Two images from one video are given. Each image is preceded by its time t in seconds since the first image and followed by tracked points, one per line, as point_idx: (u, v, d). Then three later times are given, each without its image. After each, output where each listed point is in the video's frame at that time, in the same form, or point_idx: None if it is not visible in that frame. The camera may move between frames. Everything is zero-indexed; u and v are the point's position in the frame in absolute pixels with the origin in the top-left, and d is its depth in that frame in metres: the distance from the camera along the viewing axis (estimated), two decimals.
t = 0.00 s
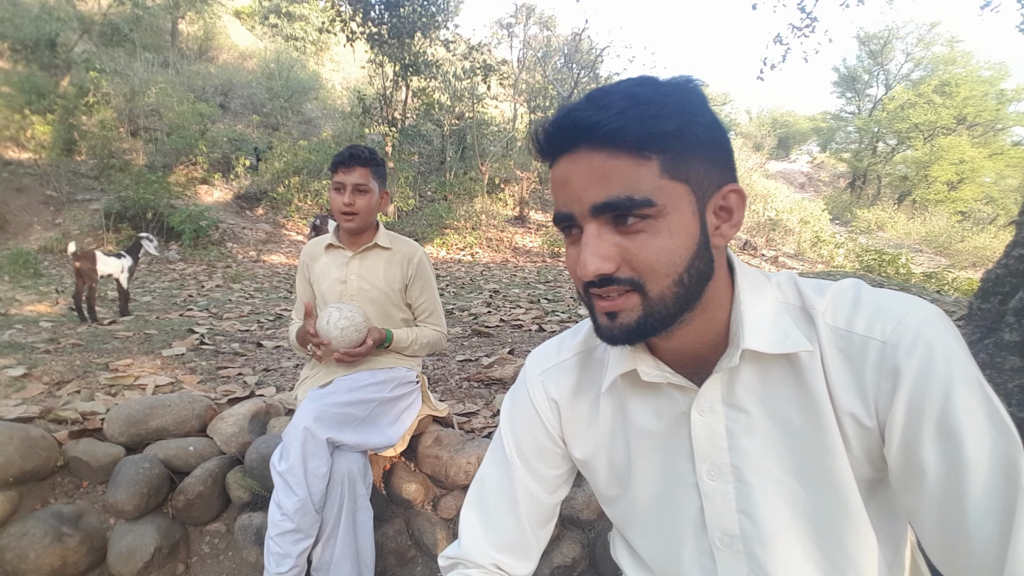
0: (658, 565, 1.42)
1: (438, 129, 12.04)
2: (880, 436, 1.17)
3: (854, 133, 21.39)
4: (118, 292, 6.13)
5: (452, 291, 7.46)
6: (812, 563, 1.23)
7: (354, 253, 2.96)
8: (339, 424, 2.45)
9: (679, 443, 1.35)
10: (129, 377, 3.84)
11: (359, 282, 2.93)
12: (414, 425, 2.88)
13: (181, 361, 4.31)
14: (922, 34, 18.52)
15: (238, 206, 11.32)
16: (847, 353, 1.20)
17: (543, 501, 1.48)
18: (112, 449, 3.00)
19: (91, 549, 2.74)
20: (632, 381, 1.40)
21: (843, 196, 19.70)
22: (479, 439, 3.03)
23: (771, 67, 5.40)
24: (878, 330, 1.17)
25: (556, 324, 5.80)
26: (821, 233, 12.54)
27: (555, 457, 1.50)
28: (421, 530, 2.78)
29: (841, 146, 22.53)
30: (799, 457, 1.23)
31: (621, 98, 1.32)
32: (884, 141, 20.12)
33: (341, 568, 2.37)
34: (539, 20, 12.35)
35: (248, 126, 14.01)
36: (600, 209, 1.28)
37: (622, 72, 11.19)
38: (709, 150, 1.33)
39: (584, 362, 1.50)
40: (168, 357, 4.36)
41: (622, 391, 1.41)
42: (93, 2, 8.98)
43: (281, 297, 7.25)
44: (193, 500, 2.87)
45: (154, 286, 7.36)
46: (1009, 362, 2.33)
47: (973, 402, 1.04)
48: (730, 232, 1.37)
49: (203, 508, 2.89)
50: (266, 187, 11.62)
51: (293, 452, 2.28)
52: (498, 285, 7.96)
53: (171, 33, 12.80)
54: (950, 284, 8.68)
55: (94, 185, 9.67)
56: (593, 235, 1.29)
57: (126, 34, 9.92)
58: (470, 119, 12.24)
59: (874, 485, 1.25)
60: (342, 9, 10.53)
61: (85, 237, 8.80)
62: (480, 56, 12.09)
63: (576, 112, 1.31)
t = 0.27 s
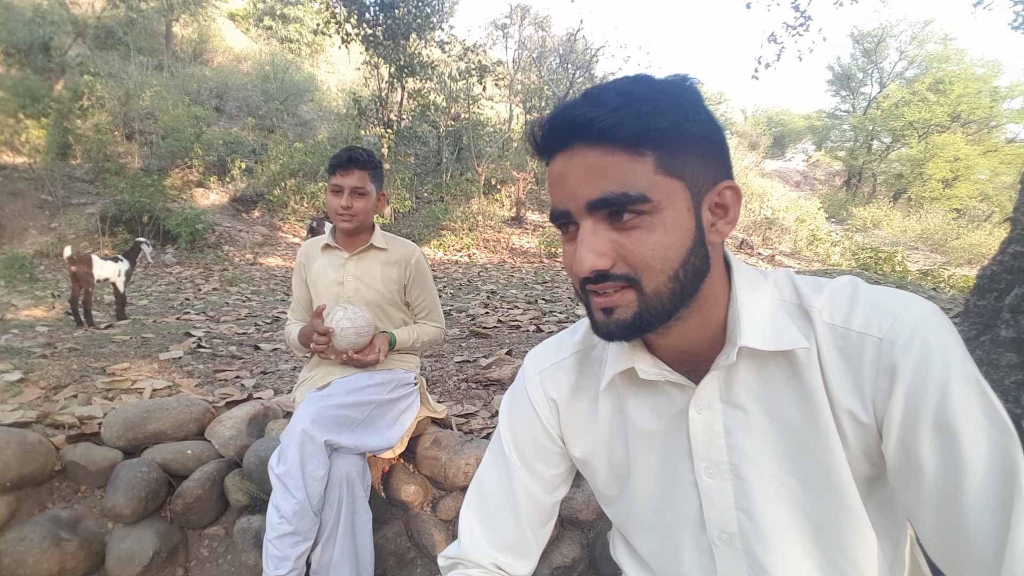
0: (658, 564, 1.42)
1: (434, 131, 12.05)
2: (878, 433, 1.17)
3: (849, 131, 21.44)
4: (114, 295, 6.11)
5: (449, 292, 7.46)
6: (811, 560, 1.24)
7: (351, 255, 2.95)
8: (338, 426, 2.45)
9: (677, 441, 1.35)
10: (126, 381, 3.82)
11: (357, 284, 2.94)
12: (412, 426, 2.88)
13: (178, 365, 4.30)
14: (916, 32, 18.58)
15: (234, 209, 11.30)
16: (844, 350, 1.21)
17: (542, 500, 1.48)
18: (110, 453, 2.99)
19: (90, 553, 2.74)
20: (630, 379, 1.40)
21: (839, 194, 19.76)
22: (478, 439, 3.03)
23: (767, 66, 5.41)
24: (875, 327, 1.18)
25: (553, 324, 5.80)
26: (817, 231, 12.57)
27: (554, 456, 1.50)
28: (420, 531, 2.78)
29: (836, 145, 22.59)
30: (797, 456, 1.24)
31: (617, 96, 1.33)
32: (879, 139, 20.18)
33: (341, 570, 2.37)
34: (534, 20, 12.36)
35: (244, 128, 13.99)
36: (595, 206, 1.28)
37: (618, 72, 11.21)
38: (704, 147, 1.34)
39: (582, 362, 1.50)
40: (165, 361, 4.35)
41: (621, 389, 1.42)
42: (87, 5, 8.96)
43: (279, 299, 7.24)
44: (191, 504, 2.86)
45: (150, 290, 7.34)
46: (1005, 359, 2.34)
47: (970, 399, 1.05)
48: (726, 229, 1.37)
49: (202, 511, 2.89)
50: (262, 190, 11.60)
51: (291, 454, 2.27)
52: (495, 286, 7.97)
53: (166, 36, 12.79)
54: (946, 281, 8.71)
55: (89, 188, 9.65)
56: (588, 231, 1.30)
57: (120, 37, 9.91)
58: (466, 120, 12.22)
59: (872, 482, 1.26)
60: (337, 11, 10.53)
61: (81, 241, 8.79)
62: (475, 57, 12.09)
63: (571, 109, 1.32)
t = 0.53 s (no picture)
0: (657, 564, 1.42)
1: (434, 130, 12.04)
2: (877, 433, 1.17)
3: (849, 131, 21.39)
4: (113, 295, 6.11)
5: (449, 292, 7.46)
6: (811, 559, 1.24)
7: (350, 255, 2.95)
8: (338, 426, 2.44)
9: (677, 441, 1.35)
10: (126, 381, 3.82)
11: (357, 284, 2.93)
12: (412, 426, 2.88)
13: (178, 365, 4.29)
14: (915, 32, 18.58)
15: (233, 208, 11.30)
16: (843, 350, 1.21)
17: (542, 500, 1.48)
18: (110, 453, 2.99)
19: (89, 553, 2.73)
20: (630, 379, 1.40)
21: (838, 193, 19.76)
22: (478, 439, 3.03)
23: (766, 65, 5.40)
24: (875, 327, 1.18)
25: (553, 324, 5.80)
26: (816, 230, 12.58)
27: (554, 456, 1.50)
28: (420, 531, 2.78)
29: (836, 144, 22.60)
30: (797, 454, 1.24)
31: (616, 95, 1.32)
32: (879, 139, 20.18)
33: (341, 570, 2.37)
34: (533, 20, 12.36)
35: (243, 128, 13.99)
36: (595, 206, 1.28)
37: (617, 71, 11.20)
38: (703, 147, 1.34)
39: (582, 362, 1.50)
40: (165, 360, 4.34)
41: (621, 389, 1.42)
42: (86, 5, 8.95)
43: (278, 299, 7.24)
44: (191, 503, 2.86)
45: (150, 290, 7.34)
46: (1005, 358, 2.34)
47: (969, 399, 1.05)
48: (726, 229, 1.37)
49: (201, 511, 2.89)
50: (262, 189, 11.59)
51: (291, 454, 2.27)
52: (495, 286, 7.97)
53: (165, 35, 12.79)
54: (945, 281, 8.71)
55: (89, 188, 9.66)
56: (588, 231, 1.30)
57: (119, 37, 9.91)
58: (465, 120, 12.20)
59: (872, 482, 1.26)
60: (336, 11, 10.53)
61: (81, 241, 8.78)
62: (475, 57, 12.09)
63: (570, 109, 1.32)
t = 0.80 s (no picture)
0: (657, 564, 1.42)
1: (434, 130, 12.04)
2: (876, 434, 1.17)
3: (850, 131, 21.36)
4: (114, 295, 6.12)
5: (449, 292, 7.46)
6: (811, 560, 1.24)
7: (351, 255, 2.95)
8: (337, 426, 2.44)
9: (677, 442, 1.35)
10: (126, 381, 3.82)
11: (357, 284, 2.94)
12: (412, 426, 2.88)
13: (178, 365, 4.30)
14: (916, 33, 18.58)
15: (234, 208, 11.31)
16: (843, 350, 1.21)
17: (542, 500, 1.48)
18: (110, 453, 2.99)
19: (89, 553, 2.74)
20: (630, 379, 1.40)
21: (839, 194, 19.75)
22: (478, 439, 3.03)
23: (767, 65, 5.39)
24: (875, 327, 1.18)
25: (553, 324, 5.80)
26: (817, 231, 12.57)
27: (554, 456, 1.50)
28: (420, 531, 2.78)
29: (836, 145, 22.59)
30: (796, 454, 1.24)
31: (615, 95, 1.32)
32: (880, 140, 20.17)
33: (340, 569, 2.37)
34: (534, 20, 12.37)
35: (244, 128, 14.00)
36: (594, 206, 1.28)
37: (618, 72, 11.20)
38: (703, 146, 1.34)
39: (582, 362, 1.50)
40: (165, 360, 4.35)
41: (621, 390, 1.42)
42: (87, 5, 8.96)
43: (279, 299, 7.24)
44: (191, 503, 2.86)
45: (150, 289, 7.35)
46: (1005, 359, 2.34)
47: (969, 399, 1.05)
48: (725, 229, 1.37)
49: (201, 511, 2.89)
50: (262, 189, 11.59)
51: (291, 454, 2.27)
52: (495, 286, 7.96)
53: (166, 35, 12.81)
54: (945, 281, 8.71)
55: (90, 188, 9.67)
56: (586, 231, 1.30)
57: (120, 37, 9.93)
58: (466, 120, 12.19)
59: (872, 483, 1.26)
60: (337, 11, 10.53)
61: (82, 241, 8.78)
62: (476, 57, 12.09)
63: (570, 109, 1.32)
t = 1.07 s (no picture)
0: (656, 563, 1.42)
1: (434, 130, 12.01)
2: (877, 433, 1.17)
3: (850, 131, 21.33)
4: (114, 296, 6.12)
5: (449, 292, 7.46)
6: (809, 559, 1.24)
7: (350, 255, 2.95)
8: (337, 426, 2.44)
9: (677, 441, 1.35)
10: (125, 381, 3.82)
11: (357, 283, 2.93)
12: (411, 426, 2.88)
13: (178, 365, 4.29)
14: (916, 32, 18.59)
15: (234, 208, 11.32)
16: (844, 349, 1.21)
17: (542, 500, 1.48)
18: (109, 453, 2.99)
19: (89, 553, 2.74)
20: (630, 378, 1.40)
21: (839, 194, 19.74)
22: (478, 439, 3.03)
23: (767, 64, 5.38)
24: (875, 327, 1.18)
25: (553, 324, 5.80)
26: (816, 231, 12.57)
27: (554, 456, 1.50)
28: (420, 531, 2.77)
29: (836, 144, 22.59)
30: (796, 454, 1.24)
31: (615, 95, 1.32)
32: (880, 139, 20.15)
33: (340, 570, 2.37)
34: (534, 20, 12.37)
35: (244, 128, 14.00)
36: (594, 206, 1.28)
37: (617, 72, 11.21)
38: (703, 146, 1.33)
39: (582, 361, 1.50)
40: (164, 361, 4.34)
41: (621, 389, 1.41)
42: (87, 5, 8.99)
43: (278, 299, 7.24)
44: (191, 504, 2.86)
45: (150, 290, 7.35)
46: (1004, 358, 2.34)
47: (969, 399, 1.05)
48: (725, 229, 1.37)
49: (201, 512, 2.89)
50: (262, 190, 11.59)
51: (291, 454, 2.27)
52: (495, 286, 7.96)
53: (166, 36, 12.83)
54: (945, 281, 8.71)
55: (90, 189, 9.67)
56: (587, 230, 1.30)
57: (120, 37, 9.95)
58: (466, 120, 12.18)
59: (872, 481, 1.26)
60: (337, 11, 10.54)
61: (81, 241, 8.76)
62: (475, 57, 12.09)
63: (570, 108, 1.32)
